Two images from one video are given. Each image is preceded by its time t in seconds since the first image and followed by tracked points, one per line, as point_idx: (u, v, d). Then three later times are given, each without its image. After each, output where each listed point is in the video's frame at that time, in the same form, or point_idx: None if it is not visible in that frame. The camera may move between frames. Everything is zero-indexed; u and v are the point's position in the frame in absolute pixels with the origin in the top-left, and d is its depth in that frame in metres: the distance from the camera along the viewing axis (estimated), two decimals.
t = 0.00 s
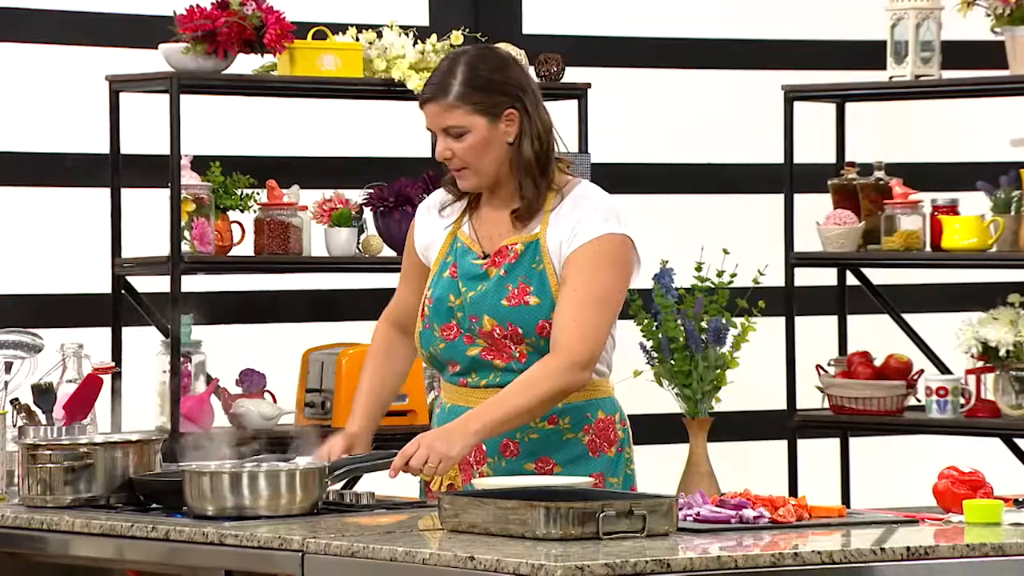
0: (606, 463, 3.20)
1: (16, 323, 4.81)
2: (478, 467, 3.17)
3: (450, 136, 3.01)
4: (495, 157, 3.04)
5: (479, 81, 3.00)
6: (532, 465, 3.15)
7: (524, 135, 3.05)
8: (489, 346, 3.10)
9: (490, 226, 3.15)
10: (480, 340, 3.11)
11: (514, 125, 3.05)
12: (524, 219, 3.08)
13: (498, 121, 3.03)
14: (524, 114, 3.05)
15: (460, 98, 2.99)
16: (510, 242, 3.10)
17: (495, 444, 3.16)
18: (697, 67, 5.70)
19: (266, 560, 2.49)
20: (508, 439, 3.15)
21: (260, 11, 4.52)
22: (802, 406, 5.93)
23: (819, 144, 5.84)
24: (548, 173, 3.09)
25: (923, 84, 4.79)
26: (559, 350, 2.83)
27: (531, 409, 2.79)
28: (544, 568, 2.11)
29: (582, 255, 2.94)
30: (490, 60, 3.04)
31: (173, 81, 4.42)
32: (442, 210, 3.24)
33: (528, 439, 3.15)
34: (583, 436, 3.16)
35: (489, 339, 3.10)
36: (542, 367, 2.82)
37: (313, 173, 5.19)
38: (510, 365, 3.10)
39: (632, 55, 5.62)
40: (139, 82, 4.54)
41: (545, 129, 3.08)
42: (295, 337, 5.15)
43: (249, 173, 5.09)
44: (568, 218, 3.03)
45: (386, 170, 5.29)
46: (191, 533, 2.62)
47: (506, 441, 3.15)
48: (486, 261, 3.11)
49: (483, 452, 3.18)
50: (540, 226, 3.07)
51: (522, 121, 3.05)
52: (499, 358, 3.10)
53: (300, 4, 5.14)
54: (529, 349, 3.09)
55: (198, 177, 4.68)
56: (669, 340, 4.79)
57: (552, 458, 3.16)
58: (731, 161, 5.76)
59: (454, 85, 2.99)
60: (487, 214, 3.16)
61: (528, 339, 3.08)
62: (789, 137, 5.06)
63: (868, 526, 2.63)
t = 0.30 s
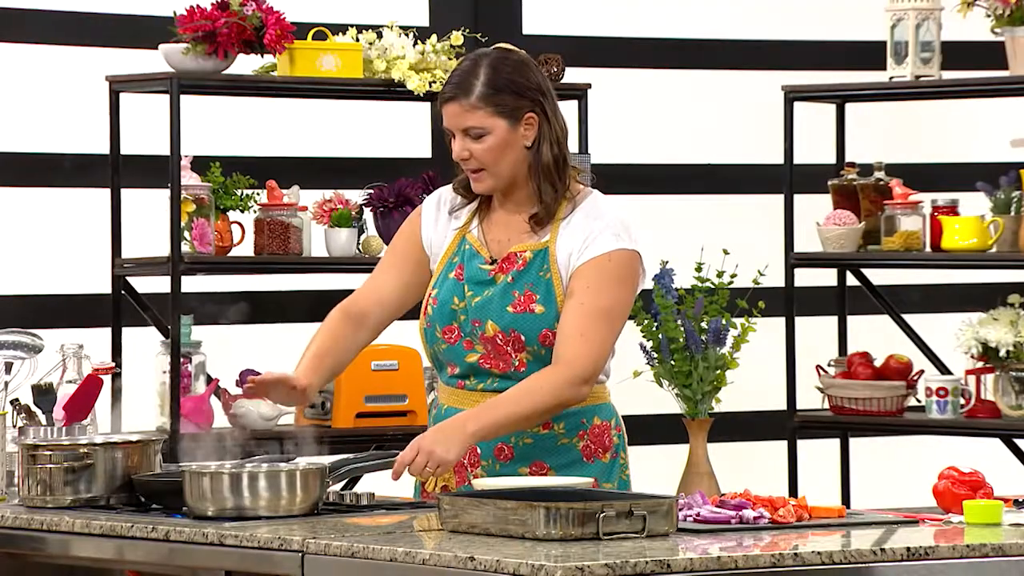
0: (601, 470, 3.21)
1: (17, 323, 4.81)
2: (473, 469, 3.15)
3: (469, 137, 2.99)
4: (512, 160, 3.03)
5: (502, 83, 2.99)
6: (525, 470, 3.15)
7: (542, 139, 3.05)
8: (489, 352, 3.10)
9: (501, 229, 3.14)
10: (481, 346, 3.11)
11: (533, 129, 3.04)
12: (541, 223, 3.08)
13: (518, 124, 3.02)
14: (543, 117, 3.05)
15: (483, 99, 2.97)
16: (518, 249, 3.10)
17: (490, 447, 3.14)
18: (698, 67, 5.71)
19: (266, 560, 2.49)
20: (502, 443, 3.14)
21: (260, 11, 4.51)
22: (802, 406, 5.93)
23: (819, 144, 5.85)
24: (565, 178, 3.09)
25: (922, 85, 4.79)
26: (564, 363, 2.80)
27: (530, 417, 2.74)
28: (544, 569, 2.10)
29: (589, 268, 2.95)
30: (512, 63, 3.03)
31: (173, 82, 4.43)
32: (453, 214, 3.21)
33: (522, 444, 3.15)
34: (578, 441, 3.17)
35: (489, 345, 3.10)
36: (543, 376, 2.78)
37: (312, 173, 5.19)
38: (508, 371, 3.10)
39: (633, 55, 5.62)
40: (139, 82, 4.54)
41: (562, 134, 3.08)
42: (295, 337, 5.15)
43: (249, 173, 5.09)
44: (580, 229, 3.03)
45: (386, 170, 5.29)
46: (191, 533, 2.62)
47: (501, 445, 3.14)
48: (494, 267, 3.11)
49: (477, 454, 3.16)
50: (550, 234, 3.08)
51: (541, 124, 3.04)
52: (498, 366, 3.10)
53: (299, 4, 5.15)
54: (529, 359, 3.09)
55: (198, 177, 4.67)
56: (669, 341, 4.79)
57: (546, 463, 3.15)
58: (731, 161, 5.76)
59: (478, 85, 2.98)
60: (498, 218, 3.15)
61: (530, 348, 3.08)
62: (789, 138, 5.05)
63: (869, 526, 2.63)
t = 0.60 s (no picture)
0: (600, 470, 3.20)
1: (18, 322, 4.81)
2: (472, 472, 3.16)
3: (470, 137, 2.99)
4: (513, 161, 3.02)
5: (503, 83, 2.99)
6: (524, 473, 3.15)
7: (543, 141, 3.05)
8: (486, 359, 3.11)
9: (500, 234, 3.14)
10: (478, 353, 3.12)
11: (533, 130, 3.04)
12: (540, 225, 3.08)
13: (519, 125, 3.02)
14: (544, 118, 3.05)
15: (484, 99, 2.97)
16: (514, 254, 3.10)
17: (489, 450, 3.14)
18: (697, 67, 5.71)
19: (266, 560, 2.49)
20: (501, 447, 3.14)
21: (261, 11, 4.51)
22: (802, 406, 5.93)
23: (819, 144, 5.85)
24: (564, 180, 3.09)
25: (922, 85, 4.79)
26: (546, 356, 2.77)
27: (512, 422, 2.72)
28: (545, 569, 2.10)
29: (581, 267, 2.91)
30: (513, 64, 3.03)
31: (173, 82, 4.42)
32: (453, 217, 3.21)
33: (521, 447, 3.14)
34: (577, 443, 3.16)
35: (487, 352, 3.11)
36: (524, 374, 2.75)
37: (312, 173, 5.19)
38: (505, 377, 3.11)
39: (633, 55, 5.62)
40: (139, 82, 4.54)
41: (562, 136, 3.08)
42: (295, 337, 5.16)
43: (249, 173, 5.09)
44: (574, 231, 3.02)
45: (386, 170, 5.29)
46: (191, 533, 2.62)
47: (500, 448, 3.14)
48: (491, 273, 3.12)
49: (477, 457, 3.16)
50: (546, 237, 3.08)
51: (542, 126, 3.04)
52: (495, 372, 3.11)
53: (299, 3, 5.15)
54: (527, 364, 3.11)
55: (198, 177, 4.67)
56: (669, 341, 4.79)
57: (545, 466, 3.15)
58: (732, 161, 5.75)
59: (479, 85, 2.98)
60: (497, 222, 3.15)
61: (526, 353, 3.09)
62: (789, 137, 5.05)
63: (869, 526, 2.63)
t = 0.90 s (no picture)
0: (595, 472, 3.15)
1: (20, 322, 4.81)
2: (467, 472, 3.14)
3: (460, 142, 2.96)
4: (505, 164, 2.99)
5: (491, 86, 2.96)
6: (517, 474, 3.10)
7: (534, 142, 3.01)
8: (478, 361, 3.08)
9: (495, 236, 3.11)
10: (469, 355, 3.08)
11: (524, 131, 3.01)
12: (534, 227, 3.04)
13: (509, 127, 2.98)
14: (534, 119, 3.01)
15: (471, 103, 2.94)
16: (506, 258, 3.07)
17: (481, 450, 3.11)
18: (698, 67, 5.70)
19: (268, 561, 2.49)
20: (494, 447, 3.11)
21: (262, 11, 4.51)
22: (803, 405, 5.93)
23: (820, 144, 5.85)
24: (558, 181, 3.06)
25: (923, 85, 4.79)
26: (552, 368, 2.74)
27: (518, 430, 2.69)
28: (546, 568, 2.10)
29: (573, 274, 2.87)
30: (500, 67, 3.00)
31: (175, 82, 4.42)
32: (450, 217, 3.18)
33: (514, 448, 3.10)
34: (570, 445, 3.11)
35: (478, 354, 3.07)
36: (534, 384, 2.72)
37: (314, 173, 5.19)
38: (497, 380, 3.07)
39: (635, 55, 5.62)
40: (141, 82, 4.54)
41: (554, 136, 3.05)
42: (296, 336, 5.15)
43: (250, 173, 5.10)
44: (563, 238, 2.98)
45: (386, 170, 5.29)
46: (192, 533, 2.62)
47: (492, 449, 3.10)
48: (483, 276, 3.09)
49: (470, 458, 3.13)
50: (539, 240, 3.04)
51: (532, 127, 3.01)
52: (487, 374, 3.07)
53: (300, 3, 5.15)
54: (518, 368, 3.06)
55: (199, 177, 4.67)
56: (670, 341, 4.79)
57: (538, 468, 3.10)
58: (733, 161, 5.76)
59: (465, 90, 2.95)
60: (493, 224, 3.12)
61: (517, 356, 3.05)
62: (790, 138, 5.05)
63: (870, 526, 2.63)
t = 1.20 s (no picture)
0: (596, 473, 3.15)
1: (21, 322, 4.81)
2: (469, 473, 3.14)
3: (448, 147, 2.94)
4: (494, 168, 2.96)
5: (476, 91, 2.93)
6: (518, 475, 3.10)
7: (523, 145, 2.97)
8: (478, 365, 3.05)
9: (493, 239, 3.08)
10: (469, 358, 3.06)
11: (513, 135, 2.96)
12: (528, 230, 3.01)
13: (497, 131, 2.94)
14: (522, 123, 2.96)
15: (456, 108, 2.91)
16: (504, 261, 3.03)
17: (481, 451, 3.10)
18: (700, 67, 5.70)
19: (270, 561, 2.49)
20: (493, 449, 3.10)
21: (264, 11, 4.51)
22: (806, 405, 5.93)
23: (823, 143, 5.85)
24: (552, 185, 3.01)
25: (925, 85, 4.79)
26: (560, 378, 2.72)
27: (526, 437, 2.68)
28: (548, 569, 2.10)
29: (572, 282, 2.84)
30: (489, 71, 2.96)
31: (177, 82, 4.42)
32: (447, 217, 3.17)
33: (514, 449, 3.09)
34: (570, 447, 3.11)
35: (477, 358, 3.05)
36: (541, 395, 2.70)
37: (316, 173, 5.19)
38: (497, 384, 3.04)
39: (638, 55, 5.62)
40: (144, 82, 4.54)
41: (545, 138, 2.99)
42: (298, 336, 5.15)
43: (252, 173, 5.09)
44: (560, 242, 2.95)
45: (389, 171, 5.29)
46: (195, 533, 2.62)
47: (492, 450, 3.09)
48: (482, 280, 3.06)
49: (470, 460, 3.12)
50: (535, 244, 3.01)
51: (521, 131, 2.96)
52: (487, 377, 3.05)
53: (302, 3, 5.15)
54: (517, 371, 3.03)
55: (202, 177, 4.66)
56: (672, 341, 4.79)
57: (538, 468, 3.09)
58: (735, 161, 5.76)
59: (450, 95, 2.92)
60: (491, 227, 3.09)
61: (516, 361, 3.02)
62: (792, 138, 5.05)
63: (873, 526, 2.63)
